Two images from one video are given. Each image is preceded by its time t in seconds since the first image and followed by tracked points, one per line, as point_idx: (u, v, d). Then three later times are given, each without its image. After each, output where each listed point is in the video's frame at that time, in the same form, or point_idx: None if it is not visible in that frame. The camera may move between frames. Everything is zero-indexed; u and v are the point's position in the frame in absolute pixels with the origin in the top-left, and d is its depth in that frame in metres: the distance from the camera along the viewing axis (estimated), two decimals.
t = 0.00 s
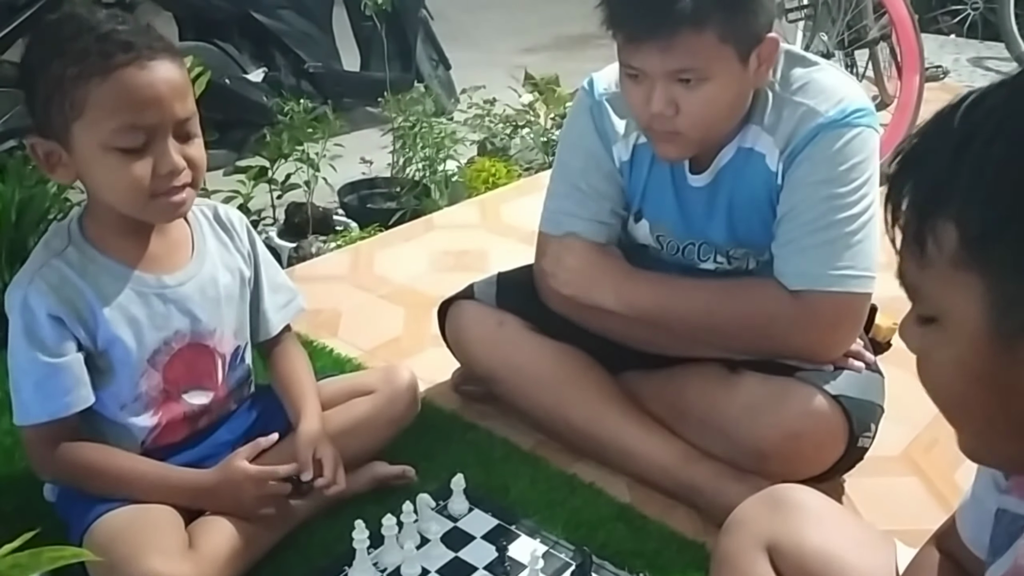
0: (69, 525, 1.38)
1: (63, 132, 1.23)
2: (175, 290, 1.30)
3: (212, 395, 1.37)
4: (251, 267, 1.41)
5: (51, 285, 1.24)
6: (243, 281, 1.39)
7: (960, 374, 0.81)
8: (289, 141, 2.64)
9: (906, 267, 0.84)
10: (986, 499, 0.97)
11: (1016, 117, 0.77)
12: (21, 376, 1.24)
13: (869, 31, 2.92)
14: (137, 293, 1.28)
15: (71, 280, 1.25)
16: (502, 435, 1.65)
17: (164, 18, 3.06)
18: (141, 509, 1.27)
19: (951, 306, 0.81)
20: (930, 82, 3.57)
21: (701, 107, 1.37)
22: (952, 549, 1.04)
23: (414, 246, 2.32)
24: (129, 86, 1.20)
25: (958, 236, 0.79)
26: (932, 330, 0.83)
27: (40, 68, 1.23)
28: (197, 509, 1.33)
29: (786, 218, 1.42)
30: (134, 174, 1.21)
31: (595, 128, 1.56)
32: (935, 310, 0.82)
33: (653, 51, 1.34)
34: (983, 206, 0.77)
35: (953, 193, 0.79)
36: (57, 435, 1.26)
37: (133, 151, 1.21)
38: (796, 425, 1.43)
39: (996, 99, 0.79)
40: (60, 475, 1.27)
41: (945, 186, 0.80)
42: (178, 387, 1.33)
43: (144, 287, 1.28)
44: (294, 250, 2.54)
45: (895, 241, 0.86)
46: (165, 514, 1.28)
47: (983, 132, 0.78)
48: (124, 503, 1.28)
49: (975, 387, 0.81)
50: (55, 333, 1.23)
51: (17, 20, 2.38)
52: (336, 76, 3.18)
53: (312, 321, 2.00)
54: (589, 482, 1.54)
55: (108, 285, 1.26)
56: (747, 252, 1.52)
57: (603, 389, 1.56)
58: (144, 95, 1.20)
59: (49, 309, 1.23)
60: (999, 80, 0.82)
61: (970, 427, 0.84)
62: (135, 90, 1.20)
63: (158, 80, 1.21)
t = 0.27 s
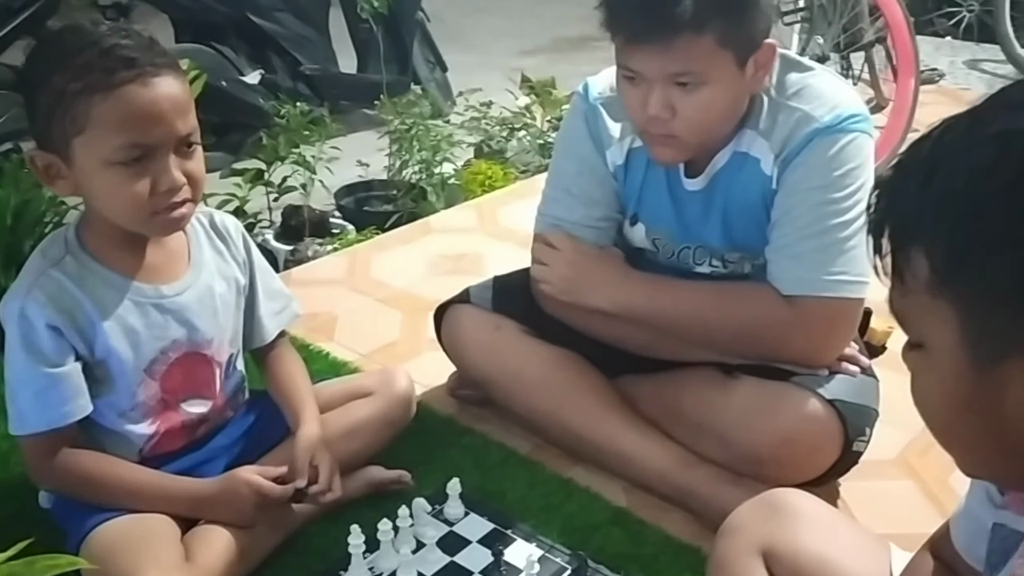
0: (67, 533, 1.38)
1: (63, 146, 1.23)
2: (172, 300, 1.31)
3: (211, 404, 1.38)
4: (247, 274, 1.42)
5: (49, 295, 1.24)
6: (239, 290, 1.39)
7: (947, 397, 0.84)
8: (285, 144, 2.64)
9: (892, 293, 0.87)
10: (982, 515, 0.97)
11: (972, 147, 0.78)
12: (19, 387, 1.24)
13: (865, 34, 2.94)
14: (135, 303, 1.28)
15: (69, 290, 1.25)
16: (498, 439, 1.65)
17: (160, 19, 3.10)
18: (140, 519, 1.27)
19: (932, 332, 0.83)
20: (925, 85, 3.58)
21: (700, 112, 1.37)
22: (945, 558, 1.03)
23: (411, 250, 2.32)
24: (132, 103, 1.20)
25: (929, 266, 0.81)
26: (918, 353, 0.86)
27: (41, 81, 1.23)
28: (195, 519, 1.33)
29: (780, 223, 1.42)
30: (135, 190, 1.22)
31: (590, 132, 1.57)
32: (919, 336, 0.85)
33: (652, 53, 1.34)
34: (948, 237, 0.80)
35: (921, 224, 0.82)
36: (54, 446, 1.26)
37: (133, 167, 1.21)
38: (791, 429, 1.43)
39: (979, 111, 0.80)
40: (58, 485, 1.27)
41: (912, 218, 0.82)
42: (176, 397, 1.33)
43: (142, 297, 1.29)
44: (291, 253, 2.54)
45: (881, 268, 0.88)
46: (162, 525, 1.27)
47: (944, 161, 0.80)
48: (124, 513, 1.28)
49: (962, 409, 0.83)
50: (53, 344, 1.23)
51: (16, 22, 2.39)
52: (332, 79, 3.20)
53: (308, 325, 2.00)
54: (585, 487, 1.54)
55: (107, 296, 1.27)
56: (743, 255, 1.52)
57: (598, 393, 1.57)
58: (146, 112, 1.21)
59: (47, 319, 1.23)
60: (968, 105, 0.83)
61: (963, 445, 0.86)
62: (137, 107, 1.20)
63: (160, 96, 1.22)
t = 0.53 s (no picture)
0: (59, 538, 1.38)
1: (60, 156, 1.23)
2: (166, 305, 1.31)
3: (203, 409, 1.38)
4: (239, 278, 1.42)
5: (44, 299, 1.23)
6: (230, 294, 1.40)
7: (944, 418, 0.85)
8: (278, 146, 2.64)
9: (888, 317, 0.88)
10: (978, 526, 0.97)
11: (964, 172, 0.80)
12: (15, 392, 1.24)
13: (857, 36, 2.94)
14: (128, 309, 1.28)
15: (64, 294, 1.25)
16: (490, 443, 1.65)
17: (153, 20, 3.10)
18: (131, 524, 1.27)
19: (928, 355, 0.85)
20: (917, 87, 3.59)
21: (689, 113, 1.37)
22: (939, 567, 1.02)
23: (403, 252, 2.32)
24: (132, 117, 1.20)
25: (924, 290, 0.83)
26: (914, 373, 0.87)
27: (40, 91, 1.23)
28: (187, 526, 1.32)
29: (771, 227, 1.43)
30: (130, 203, 1.21)
31: (582, 136, 1.57)
32: (915, 356, 0.86)
33: (643, 52, 1.35)
34: (941, 262, 0.81)
35: (914, 248, 0.83)
36: (49, 450, 1.26)
37: (129, 179, 1.21)
38: (781, 434, 1.43)
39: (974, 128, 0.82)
40: (51, 489, 1.27)
41: (905, 241, 0.83)
42: (168, 402, 1.34)
43: (135, 302, 1.29)
44: (283, 255, 2.53)
45: (873, 288, 0.90)
46: (156, 530, 1.28)
47: (936, 184, 0.81)
48: (113, 518, 1.28)
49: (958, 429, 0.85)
50: (49, 349, 1.23)
51: (11, 21, 2.42)
52: (326, 81, 3.18)
53: (301, 328, 2.00)
54: (576, 490, 1.54)
55: (102, 300, 1.27)
56: (733, 259, 1.53)
57: (589, 396, 1.57)
58: (145, 126, 1.21)
59: (43, 324, 1.22)
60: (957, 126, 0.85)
61: (960, 465, 0.87)
62: (137, 121, 1.20)
63: (161, 110, 1.22)
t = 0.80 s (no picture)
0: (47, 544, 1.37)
1: (58, 166, 1.23)
2: (160, 312, 1.31)
3: (194, 416, 1.39)
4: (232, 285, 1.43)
5: (41, 306, 1.23)
6: (223, 301, 1.40)
7: (942, 437, 0.87)
8: (268, 149, 2.64)
9: (879, 336, 0.90)
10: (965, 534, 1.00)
11: (952, 195, 0.81)
12: (10, 399, 1.23)
13: (845, 40, 2.96)
14: (124, 316, 1.28)
15: (61, 300, 1.25)
16: (480, 448, 1.66)
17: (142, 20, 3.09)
18: (121, 533, 1.27)
19: (922, 375, 0.86)
20: (905, 90, 3.61)
21: (677, 114, 1.38)
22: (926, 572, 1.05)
23: (394, 256, 2.32)
24: (131, 132, 1.20)
25: (917, 312, 0.84)
26: (908, 391, 0.89)
27: (42, 102, 1.23)
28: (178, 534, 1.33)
29: (760, 234, 1.43)
30: (126, 217, 1.21)
31: (569, 142, 1.57)
32: (910, 377, 0.88)
33: (635, 53, 1.35)
34: (933, 285, 0.82)
35: (906, 271, 0.84)
36: (42, 458, 1.26)
37: (126, 194, 1.21)
38: (769, 439, 1.44)
39: (965, 142, 0.83)
40: (44, 497, 1.27)
41: (896, 264, 0.85)
42: (160, 409, 1.34)
43: (131, 310, 1.29)
44: (273, 258, 2.53)
45: (865, 310, 0.91)
46: (146, 540, 1.28)
47: (925, 208, 0.83)
48: (103, 527, 1.28)
49: (957, 448, 0.86)
50: (46, 356, 1.23)
51: None
52: (316, 82, 3.20)
53: (291, 332, 2.00)
54: (566, 495, 1.55)
55: (99, 307, 1.27)
56: (720, 264, 1.53)
57: (578, 401, 1.58)
58: (144, 142, 1.20)
59: (41, 331, 1.22)
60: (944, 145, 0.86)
61: (954, 479, 0.89)
62: (136, 136, 1.20)
63: (162, 127, 1.21)
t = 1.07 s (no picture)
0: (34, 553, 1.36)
1: (52, 176, 1.21)
2: (155, 321, 1.30)
3: (185, 426, 1.38)
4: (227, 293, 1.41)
5: (35, 313, 1.21)
6: (218, 309, 1.39)
7: (939, 454, 0.85)
8: (258, 149, 2.62)
9: (873, 350, 0.89)
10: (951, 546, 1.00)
11: (947, 211, 0.80)
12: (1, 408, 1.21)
13: (839, 42, 2.93)
14: (118, 325, 1.27)
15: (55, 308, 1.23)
16: (471, 454, 1.65)
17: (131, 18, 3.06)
18: (108, 545, 1.26)
19: (917, 390, 0.85)
20: (899, 91, 3.60)
21: (675, 118, 1.37)
22: None
23: (385, 258, 2.31)
24: (130, 150, 1.19)
25: (913, 326, 0.83)
26: (903, 408, 0.88)
27: (42, 112, 1.21)
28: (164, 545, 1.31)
29: (753, 240, 1.43)
30: (118, 232, 1.20)
31: (561, 146, 1.56)
32: (905, 393, 0.87)
33: (635, 56, 1.34)
34: (928, 299, 0.81)
35: (899, 286, 0.83)
36: (28, 469, 1.24)
37: (119, 210, 1.20)
38: (761, 446, 1.43)
39: (967, 152, 0.82)
40: (31, 508, 1.25)
41: (888, 279, 0.84)
42: (151, 419, 1.33)
43: (126, 319, 1.27)
44: (264, 261, 2.51)
45: (859, 324, 0.90)
46: (133, 550, 1.27)
47: (919, 223, 0.82)
48: (92, 538, 1.27)
49: (954, 465, 0.85)
50: (39, 365, 1.21)
51: None
52: (307, 81, 3.18)
53: (281, 336, 1.98)
54: (557, 503, 1.54)
55: (93, 316, 1.25)
56: (713, 270, 1.52)
57: (570, 407, 1.56)
58: (142, 161, 1.19)
59: (35, 339, 1.21)
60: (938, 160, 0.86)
61: (949, 495, 0.88)
62: (134, 155, 1.19)
63: (161, 148, 1.20)
